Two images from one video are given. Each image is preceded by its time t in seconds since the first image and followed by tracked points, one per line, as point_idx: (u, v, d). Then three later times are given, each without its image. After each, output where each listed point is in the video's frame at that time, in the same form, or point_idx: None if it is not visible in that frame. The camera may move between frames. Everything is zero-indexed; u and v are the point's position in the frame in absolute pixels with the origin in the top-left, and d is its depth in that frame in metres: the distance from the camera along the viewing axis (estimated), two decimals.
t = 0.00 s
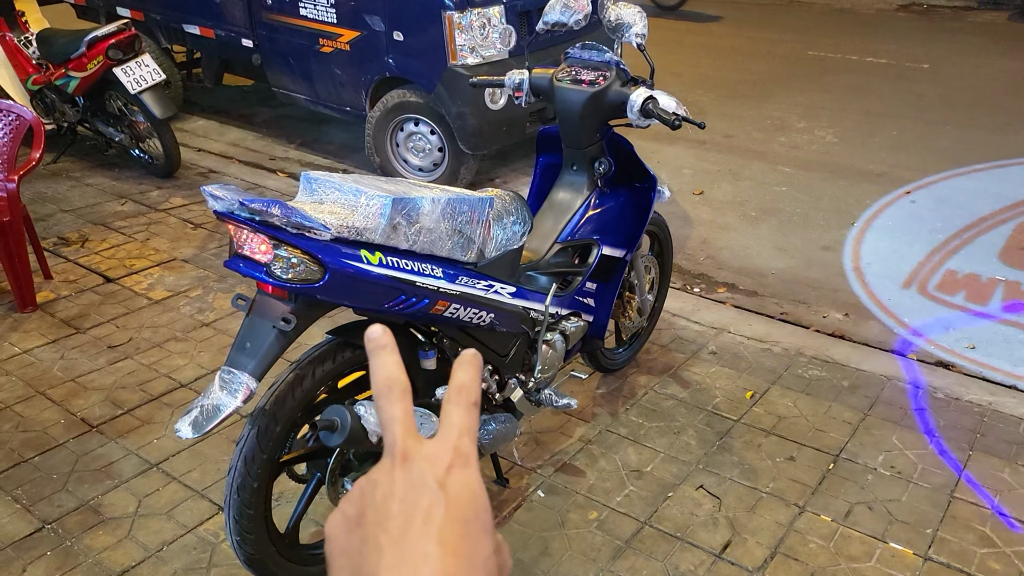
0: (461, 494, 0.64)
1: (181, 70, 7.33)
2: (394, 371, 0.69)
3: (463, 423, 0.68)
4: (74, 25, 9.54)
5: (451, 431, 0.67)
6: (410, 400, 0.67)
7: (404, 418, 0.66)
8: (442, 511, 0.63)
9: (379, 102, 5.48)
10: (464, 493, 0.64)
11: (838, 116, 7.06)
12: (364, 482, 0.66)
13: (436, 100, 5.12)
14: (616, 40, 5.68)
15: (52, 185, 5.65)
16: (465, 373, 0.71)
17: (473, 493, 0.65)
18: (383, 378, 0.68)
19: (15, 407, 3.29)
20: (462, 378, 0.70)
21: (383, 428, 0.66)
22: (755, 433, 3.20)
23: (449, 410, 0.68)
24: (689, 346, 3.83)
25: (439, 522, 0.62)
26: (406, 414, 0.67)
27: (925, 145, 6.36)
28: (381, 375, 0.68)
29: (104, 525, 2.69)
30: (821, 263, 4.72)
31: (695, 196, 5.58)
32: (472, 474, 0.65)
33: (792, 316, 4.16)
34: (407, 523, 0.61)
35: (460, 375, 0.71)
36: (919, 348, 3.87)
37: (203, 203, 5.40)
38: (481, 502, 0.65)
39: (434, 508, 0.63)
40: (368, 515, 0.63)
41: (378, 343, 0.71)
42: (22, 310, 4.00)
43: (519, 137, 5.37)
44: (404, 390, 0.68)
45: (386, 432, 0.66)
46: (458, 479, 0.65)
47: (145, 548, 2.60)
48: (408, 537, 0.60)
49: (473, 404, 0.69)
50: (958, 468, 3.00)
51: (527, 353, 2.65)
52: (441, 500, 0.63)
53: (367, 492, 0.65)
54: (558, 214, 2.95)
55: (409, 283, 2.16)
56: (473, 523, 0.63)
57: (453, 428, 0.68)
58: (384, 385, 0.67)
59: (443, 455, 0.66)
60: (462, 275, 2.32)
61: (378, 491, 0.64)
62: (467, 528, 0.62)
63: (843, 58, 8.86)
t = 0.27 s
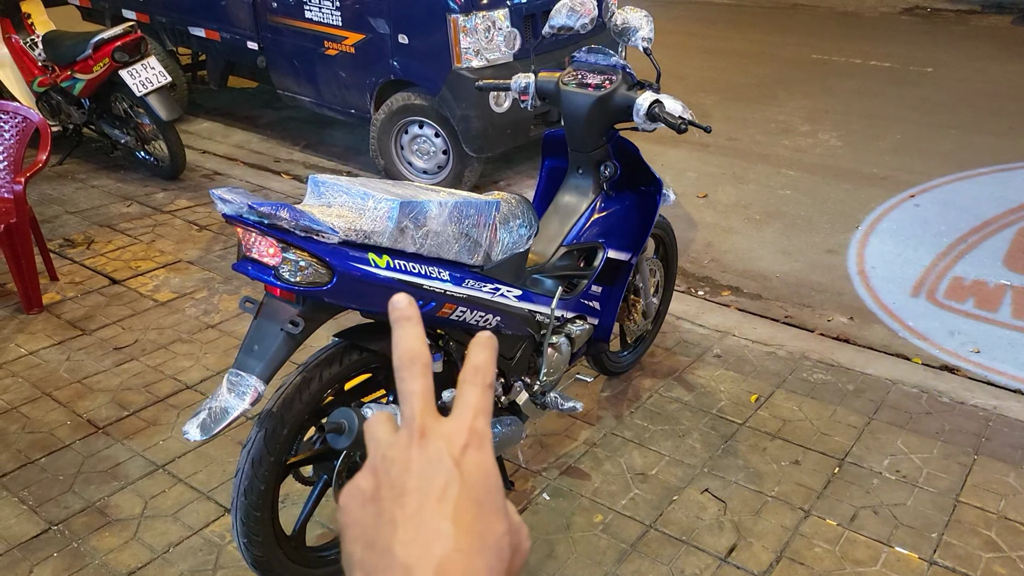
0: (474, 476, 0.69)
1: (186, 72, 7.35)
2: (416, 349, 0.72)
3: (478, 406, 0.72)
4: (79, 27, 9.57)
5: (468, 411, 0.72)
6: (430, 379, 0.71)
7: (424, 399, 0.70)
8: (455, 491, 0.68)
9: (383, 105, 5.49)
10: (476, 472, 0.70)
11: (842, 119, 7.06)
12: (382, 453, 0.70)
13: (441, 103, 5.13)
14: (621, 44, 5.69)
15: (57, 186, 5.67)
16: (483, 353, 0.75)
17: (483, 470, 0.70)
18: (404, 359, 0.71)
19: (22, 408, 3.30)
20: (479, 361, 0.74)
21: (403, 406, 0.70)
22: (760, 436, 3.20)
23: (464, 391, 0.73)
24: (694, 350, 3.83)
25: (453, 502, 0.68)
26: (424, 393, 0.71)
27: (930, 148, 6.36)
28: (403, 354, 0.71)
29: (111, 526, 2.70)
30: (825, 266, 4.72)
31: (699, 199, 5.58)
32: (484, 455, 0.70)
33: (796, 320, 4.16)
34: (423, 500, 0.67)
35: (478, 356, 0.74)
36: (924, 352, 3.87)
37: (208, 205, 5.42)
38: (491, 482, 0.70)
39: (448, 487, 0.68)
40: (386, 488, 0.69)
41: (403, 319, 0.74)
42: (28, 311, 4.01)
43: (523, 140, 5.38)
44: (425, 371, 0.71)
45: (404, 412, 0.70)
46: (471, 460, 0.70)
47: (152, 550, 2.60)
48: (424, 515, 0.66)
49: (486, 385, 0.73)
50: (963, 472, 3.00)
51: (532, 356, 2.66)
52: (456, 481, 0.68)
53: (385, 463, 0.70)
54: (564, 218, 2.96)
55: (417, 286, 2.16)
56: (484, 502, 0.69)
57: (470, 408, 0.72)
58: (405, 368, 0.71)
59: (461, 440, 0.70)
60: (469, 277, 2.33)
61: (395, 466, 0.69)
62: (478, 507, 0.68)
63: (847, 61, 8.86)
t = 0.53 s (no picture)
0: (481, 470, 0.69)
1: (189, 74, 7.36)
2: (426, 342, 0.72)
3: (484, 404, 0.72)
4: (82, 29, 9.60)
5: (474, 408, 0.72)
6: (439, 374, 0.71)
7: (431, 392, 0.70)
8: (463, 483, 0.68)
9: (387, 107, 5.50)
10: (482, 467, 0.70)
11: (845, 120, 7.06)
12: (389, 445, 0.71)
13: (444, 105, 5.14)
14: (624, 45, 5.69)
15: (61, 189, 5.68)
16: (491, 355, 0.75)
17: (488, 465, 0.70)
18: (414, 355, 0.71)
19: (26, 410, 3.31)
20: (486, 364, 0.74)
21: (412, 399, 0.70)
22: (763, 438, 3.20)
23: (472, 388, 0.73)
24: (697, 351, 3.83)
25: (460, 496, 0.68)
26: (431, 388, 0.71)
27: (933, 149, 6.36)
28: (413, 349, 0.72)
29: (116, 529, 2.71)
30: (829, 268, 4.71)
31: (702, 200, 5.58)
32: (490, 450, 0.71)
33: (800, 321, 4.15)
34: (429, 493, 0.67)
35: (485, 358, 0.75)
36: (928, 354, 3.86)
37: (212, 207, 5.42)
38: (498, 477, 0.70)
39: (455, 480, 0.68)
40: (393, 481, 0.69)
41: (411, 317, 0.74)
42: (33, 314, 4.02)
43: (526, 142, 5.38)
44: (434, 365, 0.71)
45: (411, 405, 0.70)
46: (479, 454, 0.70)
47: (156, 552, 2.61)
48: (430, 507, 0.67)
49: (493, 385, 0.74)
50: (967, 475, 2.99)
51: (536, 358, 2.65)
52: (463, 474, 0.69)
53: (393, 456, 0.70)
54: (567, 219, 2.95)
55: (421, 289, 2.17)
56: (490, 497, 0.69)
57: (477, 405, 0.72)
58: (415, 362, 0.71)
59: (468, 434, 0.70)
60: (472, 280, 2.33)
61: (403, 459, 0.69)
62: (484, 503, 0.68)
63: (850, 62, 8.85)
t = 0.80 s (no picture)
0: (487, 480, 0.69)
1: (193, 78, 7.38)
2: (436, 359, 0.73)
3: (492, 419, 0.73)
4: (87, 33, 9.63)
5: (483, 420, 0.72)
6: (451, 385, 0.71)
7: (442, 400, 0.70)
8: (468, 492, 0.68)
9: (390, 110, 5.50)
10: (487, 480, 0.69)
11: (849, 123, 7.05)
12: (396, 453, 0.70)
13: (448, 108, 5.14)
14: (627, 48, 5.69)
15: (66, 192, 5.69)
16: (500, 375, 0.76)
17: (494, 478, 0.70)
18: (425, 368, 0.72)
19: (30, 413, 3.31)
20: (495, 382, 0.75)
21: (422, 410, 0.70)
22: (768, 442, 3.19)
23: (481, 404, 0.73)
24: (701, 354, 3.82)
25: (464, 505, 0.67)
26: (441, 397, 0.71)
27: (937, 152, 6.34)
28: (425, 364, 0.72)
29: (120, 532, 2.71)
30: (833, 270, 4.70)
31: (706, 203, 5.57)
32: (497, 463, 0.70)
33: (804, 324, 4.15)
34: (435, 498, 0.67)
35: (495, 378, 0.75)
36: (933, 357, 3.85)
37: (216, 210, 5.43)
38: (503, 489, 0.70)
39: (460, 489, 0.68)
40: (399, 488, 0.69)
41: (425, 334, 0.75)
42: (37, 317, 4.02)
43: (530, 145, 5.38)
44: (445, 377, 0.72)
45: (421, 413, 0.70)
46: (485, 464, 0.70)
47: (160, 556, 2.60)
48: (435, 512, 0.66)
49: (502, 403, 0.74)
50: (973, 478, 2.98)
51: (540, 361, 2.64)
52: (469, 482, 0.68)
53: (399, 464, 0.70)
54: (571, 222, 2.95)
55: (424, 292, 2.16)
56: (495, 506, 0.69)
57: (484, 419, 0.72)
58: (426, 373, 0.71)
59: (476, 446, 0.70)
60: (476, 283, 2.33)
61: (409, 467, 0.69)
62: (489, 512, 0.68)
63: (853, 65, 8.85)
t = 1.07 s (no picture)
0: (479, 498, 0.72)
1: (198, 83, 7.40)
2: (424, 387, 0.75)
3: (481, 446, 0.76)
4: (92, 38, 9.66)
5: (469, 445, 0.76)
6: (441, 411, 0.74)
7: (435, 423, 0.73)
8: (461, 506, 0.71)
9: (395, 114, 5.51)
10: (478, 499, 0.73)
11: (853, 126, 7.03)
12: (389, 473, 0.72)
13: (452, 112, 5.14)
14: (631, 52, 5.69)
15: (71, 197, 5.71)
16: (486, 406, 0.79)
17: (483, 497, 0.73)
18: (414, 399, 0.73)
19: (35, 418, 3.31)
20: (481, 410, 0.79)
21: (414, 433, 0.72)
22: (774, 446, 3.18)
23: (469, 433, 0.77)
24: (706, 358, 3.81)
25: (459, 515, 0.70)
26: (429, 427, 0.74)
27: (942, 154, 6.33)
28: (414, 389, 0.74)
29: (124, 537, 2.70)
30: (838, 274, 4.69)
31: (710, 206, 5.56)
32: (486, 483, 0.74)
33: (810, 328, 4.13)
34: (431, 510, 0.70)
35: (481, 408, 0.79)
36: (940, 360, 3.83)
37: (220, 214, 5.44)
38: (494, 506, 0.73)
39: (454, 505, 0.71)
40: (394, 501, 0.71)
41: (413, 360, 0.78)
42: (42, 322, 4.03)
43: (534, 149, 5.38)
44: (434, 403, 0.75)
45: (412, 438, 0.72)
46: (477, 484, 0.73)
47: (165, 561, 2.60)
48: (431, 523, 0.69)
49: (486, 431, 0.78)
50: (981, 482, 2.97)
51: (545, 365, 2.64)
52: (462, 497, 0.71)
53: (393, 481, 0.72)
54: (576, 226, 2.95)
55: (429, 296, 2.16)
56: (488, 519, 0.72)
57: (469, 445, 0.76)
58: (416, 400, 0.73)
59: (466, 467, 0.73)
60: (481, 288, 2.33)
61: (404, 482, 0.71)
62: (482, 525, 0.71)
63: (858, 68, 8.83)
